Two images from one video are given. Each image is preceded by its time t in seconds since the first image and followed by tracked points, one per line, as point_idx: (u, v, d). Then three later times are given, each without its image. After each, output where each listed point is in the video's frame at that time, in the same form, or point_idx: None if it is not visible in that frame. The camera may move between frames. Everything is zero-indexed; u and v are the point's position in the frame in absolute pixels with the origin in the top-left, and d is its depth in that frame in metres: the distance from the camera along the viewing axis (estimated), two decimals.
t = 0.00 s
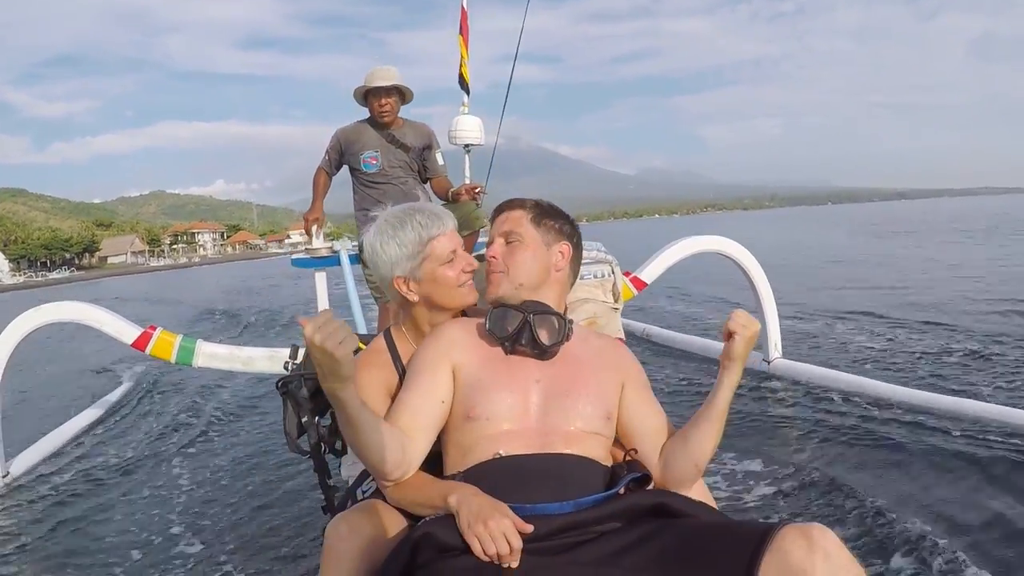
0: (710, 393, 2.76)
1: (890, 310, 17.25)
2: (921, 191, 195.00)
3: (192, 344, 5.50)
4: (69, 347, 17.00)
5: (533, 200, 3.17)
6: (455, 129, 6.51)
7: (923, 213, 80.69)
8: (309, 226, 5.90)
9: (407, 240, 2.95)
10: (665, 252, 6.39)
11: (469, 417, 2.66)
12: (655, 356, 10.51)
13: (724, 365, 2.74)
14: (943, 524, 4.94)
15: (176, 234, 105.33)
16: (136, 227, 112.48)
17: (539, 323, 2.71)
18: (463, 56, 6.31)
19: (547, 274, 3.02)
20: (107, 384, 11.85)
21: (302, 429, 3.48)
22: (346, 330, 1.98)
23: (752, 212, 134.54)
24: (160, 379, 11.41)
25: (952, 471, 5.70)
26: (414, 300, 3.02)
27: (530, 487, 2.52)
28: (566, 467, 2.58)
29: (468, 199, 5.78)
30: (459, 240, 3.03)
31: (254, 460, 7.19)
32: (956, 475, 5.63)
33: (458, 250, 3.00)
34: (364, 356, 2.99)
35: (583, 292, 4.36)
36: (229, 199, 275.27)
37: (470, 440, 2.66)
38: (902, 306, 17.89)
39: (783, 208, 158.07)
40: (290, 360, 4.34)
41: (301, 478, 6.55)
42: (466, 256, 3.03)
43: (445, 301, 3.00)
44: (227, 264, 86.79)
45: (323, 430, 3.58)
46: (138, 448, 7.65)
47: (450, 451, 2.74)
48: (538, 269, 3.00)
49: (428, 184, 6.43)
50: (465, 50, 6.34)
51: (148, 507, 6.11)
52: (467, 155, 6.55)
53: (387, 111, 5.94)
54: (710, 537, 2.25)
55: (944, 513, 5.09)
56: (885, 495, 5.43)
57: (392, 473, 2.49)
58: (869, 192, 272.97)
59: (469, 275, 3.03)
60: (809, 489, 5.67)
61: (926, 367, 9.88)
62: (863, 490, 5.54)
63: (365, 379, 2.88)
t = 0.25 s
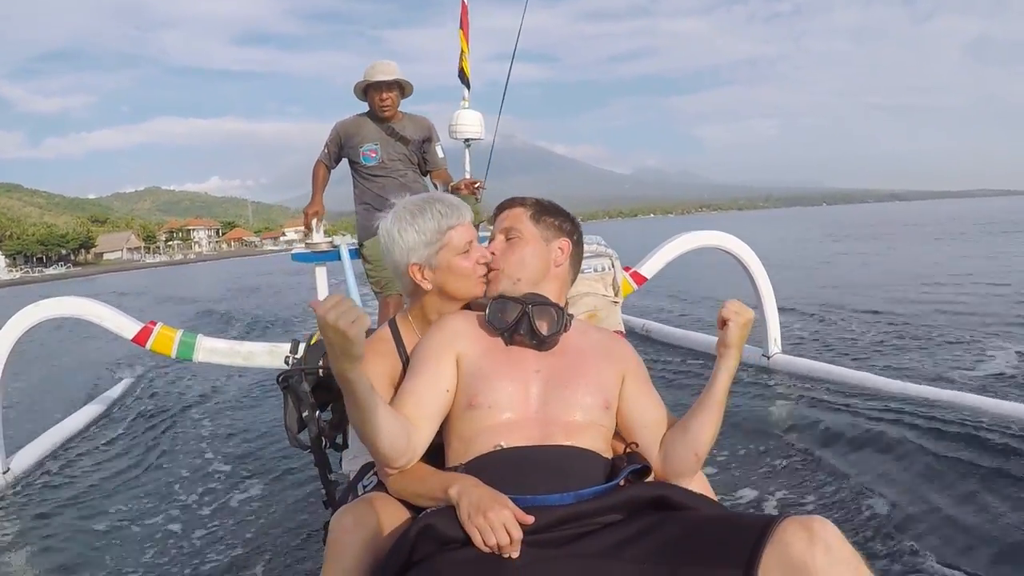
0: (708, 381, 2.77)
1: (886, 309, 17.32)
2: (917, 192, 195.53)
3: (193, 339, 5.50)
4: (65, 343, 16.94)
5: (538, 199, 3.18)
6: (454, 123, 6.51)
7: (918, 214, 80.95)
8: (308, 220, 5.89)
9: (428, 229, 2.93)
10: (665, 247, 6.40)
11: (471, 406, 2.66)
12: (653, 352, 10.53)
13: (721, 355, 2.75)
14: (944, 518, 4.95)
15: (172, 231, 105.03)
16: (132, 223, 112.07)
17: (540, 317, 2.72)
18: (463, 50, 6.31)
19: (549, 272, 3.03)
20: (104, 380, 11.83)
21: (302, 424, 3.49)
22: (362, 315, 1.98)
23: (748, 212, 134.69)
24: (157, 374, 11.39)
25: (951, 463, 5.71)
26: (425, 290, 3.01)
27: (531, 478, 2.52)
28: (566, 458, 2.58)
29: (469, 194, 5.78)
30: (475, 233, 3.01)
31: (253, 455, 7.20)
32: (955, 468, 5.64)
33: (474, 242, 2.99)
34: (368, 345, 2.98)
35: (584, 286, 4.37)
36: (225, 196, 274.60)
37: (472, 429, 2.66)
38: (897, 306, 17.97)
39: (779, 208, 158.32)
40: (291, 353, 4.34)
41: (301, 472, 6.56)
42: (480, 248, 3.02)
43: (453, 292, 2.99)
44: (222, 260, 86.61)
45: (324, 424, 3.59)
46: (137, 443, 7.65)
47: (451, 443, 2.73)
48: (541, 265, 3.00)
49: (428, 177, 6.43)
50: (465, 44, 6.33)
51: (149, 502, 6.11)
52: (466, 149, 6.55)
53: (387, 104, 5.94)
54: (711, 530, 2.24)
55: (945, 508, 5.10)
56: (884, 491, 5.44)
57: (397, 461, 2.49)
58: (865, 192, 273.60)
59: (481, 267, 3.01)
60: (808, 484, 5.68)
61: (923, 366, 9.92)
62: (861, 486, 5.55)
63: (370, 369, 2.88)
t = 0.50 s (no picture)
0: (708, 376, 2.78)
1: (884, 307, 17.36)
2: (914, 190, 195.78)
3: (192, 337, 5.49)
4: (63, 341, 16.93)
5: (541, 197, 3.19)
6: (452, 119, 6.51)
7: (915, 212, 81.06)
8: (305, 216, 5.89)
9: (436, 222, 2.94)
10: (664, 243, 6.40)
11: (472, 400, 2.67)
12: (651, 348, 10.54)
13: (721, 351, 2.75)
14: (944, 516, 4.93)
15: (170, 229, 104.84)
16: (129, 221, 111.85)
17: (541, 312, 2.73)
18: (462, 47, 6.31)
19: (552, 269, 3.03)
20: (103, 378, 11.82)
21: (301, 421, 3.51)
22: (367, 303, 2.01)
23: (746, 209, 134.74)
24: (156, 372, 11.39)
25: (949, 459, 5.72)
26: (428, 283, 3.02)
27: (530, 472, 2.52)
28: (565, 453, 2.58)
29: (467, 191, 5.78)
30: (481, 228, 3.02)
31: (252, 451, 7.20)
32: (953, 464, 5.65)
33: (481, 237, 3.00)
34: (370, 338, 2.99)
35: (584, 281, 4.38)
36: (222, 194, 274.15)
37: (472, 424, 2.66)
38: (895, 303, 18.00)
39: (777, 205, 158.41)
40: (289, 350, 4.34)
41: (300, 468, 6.57)
42: (486, 244, 3.03)
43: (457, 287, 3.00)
44: (220, 258, 86.48)
45: (324, 420, 3.60)
46: (137, 441, 7.65)
47: (451, 438, 2.74)
48: (543, 261, 3.01)
49: (427, 174, 6.44)
50: (463, 41, 6.33)
51: (150, 499, 6.12)
52: (464, 145, 6.55)
53: (386, 101, 5.94)
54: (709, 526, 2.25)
55: (944, 503, 5.10)
56: (882, 487, 5.45)
57: (399, 454, 2.49)
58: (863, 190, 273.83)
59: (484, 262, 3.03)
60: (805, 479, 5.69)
61: (921, 363, 9.95)
62: (858, 482, 5.57)
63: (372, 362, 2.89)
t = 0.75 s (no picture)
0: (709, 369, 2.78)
1: (884, 303, 17.36)
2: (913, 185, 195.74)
3: (192, 335, 5.49)
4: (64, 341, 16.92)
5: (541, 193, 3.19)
6: (451, 116, 6.51)
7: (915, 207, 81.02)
8: (305, 215, 5.88)
9: (435, 217, 2.95)
10: (664, 239, 6.40)
11: (472, 396, 2.67)
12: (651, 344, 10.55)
13: (723, 344, 2.75)
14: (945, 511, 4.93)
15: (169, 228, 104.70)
16: (128, 220, 111.71)
17: (542, 307, 2.73)
18: (461, 43, 6.30)
19: (552, 264, 3.03)
20: (104, 377, 11.82)
21: (301, 418, 3.52)
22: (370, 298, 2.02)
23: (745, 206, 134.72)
24: (156, 371, 11.38)
25: (949, 454, 5.73)
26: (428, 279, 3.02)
27: (530, 468, 2.53)
28: (565, 449, 2.58)
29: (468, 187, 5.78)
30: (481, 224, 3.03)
31: (253, 449, 7.21)
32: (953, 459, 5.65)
33: (480, 232, 3.00)
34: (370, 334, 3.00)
35: (584, 276, 4.38)
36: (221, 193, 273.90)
37: (473, 421, 2.66)
38: (895, 300, 18.01)
39: (776, 202, 158.41)
40: (290, 347, 4.34)
41: (301, 465, 6.57)
42: (486, 240, 3.03)
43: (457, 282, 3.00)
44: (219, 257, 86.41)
45: (324, 417, 3.61)
46: (138, 439, 7.65)
47: (452, 435, 2.74)
48: (543, 257, 3.01)
49: (426, 172, 6.43)
50: (462, 37, 6.32)
51: (152, 497, 6.13)
52: (464, 142, 6.54)
53: (386, 99, 5.93)
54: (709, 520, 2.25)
55: (943, 498, 5.11)
56: (882, 482, 5.45)
57: (400, 451, 2.49)
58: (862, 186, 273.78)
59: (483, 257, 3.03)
60: (805, 475, 5.70)
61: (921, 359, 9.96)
62: (858, 477, 5.57)
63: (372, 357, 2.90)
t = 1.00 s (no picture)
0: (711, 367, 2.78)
1: (884, 296, 17.35)
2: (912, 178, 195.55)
3: (192, 334, 5.48)
4: (64, 340, 16.90)
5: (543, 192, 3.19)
6: (451, 114, 6.49)
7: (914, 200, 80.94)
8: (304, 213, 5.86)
9: (437, 214, 2.95)
10: (664, 236, 6.39)
11: (473, 394, 2.67)
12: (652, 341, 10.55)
13: (723, 342, 2.75)
14: (946, 509, 4.95)
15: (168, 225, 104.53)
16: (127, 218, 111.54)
17: (545, 306, 2.73)
18: (460, 41, 6.28)
19: (554, 262, 3.02)
20: (105, 376, 11.82)
21: (302, 416, 3.52)
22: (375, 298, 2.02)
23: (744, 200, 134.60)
24: (157, 369, 11.39)
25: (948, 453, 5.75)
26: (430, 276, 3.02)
27: (531, 465, 2.53)
28: (566, 446, 2.58)
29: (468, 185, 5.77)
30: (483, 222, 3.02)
31: (254, 447, 7.22)
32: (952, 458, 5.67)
33: (482, 230, 3.00)
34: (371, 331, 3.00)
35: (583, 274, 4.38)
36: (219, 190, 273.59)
37: (474, 418, 2.67)
38: (895, 293, 18.00)
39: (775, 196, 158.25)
40: (290, 346, 4.33)
41: (302, 463, 6.58)
42: (488, 238, 3.03)
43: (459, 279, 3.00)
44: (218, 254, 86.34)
45: (324, 415, 3.61)
46: (139, 438, 7.66)
47: (453, 433, 2.74)
48: (546, 255, 3.00)
49: (426, 171, 6.42)
50: (461, 35, 6.31)
51: (154, 495, 6.13)
52: (463, 140, 6.53)
53: (386, 97, 5.92)
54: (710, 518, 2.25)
55: (943, 495, 5.13)
56: (881, 479, 5.46)
57: (401, 449, 2.49)
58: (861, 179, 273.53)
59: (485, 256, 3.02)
60: (805, 473, 5.71)
61: (921, 353, 9.96)
62: (858, 474, 5.57)
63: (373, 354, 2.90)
